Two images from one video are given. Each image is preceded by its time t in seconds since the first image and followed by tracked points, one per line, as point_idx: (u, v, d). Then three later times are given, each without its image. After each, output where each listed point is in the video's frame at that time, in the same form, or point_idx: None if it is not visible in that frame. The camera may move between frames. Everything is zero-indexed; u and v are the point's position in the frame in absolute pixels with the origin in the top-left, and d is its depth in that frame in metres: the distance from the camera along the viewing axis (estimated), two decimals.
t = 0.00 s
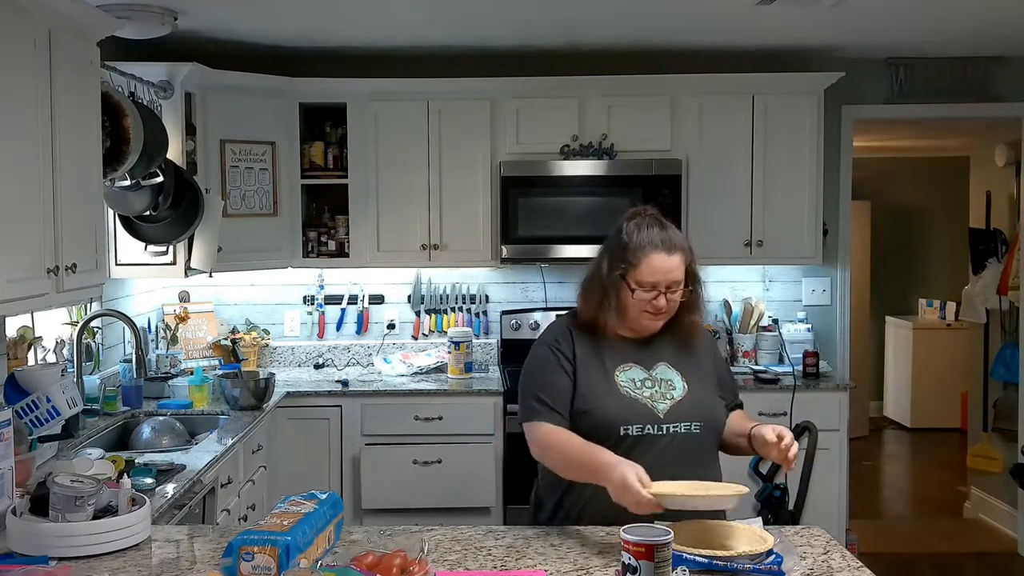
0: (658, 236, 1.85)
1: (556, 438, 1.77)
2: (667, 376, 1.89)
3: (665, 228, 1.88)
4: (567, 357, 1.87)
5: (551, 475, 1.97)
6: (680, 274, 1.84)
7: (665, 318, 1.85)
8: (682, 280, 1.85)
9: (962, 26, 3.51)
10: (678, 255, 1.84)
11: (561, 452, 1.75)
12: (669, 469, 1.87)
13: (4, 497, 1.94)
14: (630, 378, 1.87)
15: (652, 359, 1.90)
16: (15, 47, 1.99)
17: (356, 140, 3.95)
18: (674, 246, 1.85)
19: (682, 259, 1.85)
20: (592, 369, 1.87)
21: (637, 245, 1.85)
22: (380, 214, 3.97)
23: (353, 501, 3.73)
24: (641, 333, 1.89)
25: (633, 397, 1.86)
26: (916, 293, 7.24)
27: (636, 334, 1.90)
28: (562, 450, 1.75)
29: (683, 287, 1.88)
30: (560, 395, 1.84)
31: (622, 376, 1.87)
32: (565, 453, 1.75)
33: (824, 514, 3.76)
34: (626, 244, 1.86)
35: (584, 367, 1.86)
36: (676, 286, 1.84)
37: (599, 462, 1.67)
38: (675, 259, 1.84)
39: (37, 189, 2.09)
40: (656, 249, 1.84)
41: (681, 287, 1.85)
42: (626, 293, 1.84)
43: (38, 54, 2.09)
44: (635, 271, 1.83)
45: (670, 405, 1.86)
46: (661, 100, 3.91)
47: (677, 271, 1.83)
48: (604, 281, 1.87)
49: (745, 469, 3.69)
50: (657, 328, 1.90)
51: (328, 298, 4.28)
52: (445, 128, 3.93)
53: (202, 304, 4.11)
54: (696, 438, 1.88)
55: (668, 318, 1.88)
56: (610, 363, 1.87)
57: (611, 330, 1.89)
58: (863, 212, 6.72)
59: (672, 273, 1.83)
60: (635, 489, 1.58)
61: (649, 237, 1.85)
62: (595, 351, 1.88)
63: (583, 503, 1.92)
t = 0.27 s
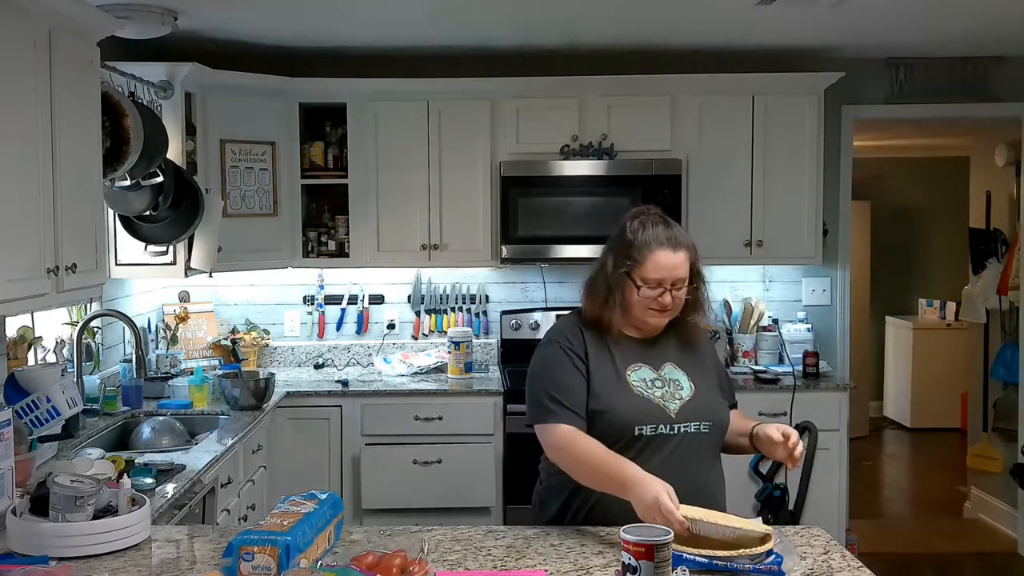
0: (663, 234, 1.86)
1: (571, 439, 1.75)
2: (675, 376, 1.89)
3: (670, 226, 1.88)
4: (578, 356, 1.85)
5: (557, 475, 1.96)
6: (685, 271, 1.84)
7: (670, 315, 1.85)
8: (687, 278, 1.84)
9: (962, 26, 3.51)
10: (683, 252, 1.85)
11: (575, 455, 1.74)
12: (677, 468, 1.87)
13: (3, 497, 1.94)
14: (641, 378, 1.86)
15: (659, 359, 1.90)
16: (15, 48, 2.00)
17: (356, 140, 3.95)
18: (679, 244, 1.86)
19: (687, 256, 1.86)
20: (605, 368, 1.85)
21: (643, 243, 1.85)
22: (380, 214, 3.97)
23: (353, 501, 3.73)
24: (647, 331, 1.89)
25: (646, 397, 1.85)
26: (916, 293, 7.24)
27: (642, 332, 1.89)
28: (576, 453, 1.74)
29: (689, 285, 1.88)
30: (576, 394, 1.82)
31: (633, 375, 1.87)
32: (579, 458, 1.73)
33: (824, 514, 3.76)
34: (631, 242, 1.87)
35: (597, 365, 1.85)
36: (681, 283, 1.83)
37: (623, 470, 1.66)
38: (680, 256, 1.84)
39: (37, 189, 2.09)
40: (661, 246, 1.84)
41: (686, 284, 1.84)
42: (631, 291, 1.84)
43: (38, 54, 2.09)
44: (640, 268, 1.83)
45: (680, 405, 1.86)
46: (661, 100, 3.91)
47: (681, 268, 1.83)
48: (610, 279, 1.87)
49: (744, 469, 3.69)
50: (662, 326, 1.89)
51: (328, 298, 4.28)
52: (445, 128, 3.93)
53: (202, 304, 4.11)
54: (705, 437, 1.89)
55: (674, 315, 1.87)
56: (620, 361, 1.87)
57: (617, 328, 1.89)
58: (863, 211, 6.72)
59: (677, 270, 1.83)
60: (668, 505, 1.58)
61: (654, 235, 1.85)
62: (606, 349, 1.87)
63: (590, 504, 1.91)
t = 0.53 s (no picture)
0: (665, 234, 1.86)
1: (573, 439, 1.75)
2: (678, 377, 1.89)
3: (671, 226, 1.88)
4: (581, 356, 1.85)
5: (558, 475, 1.96)
6: (687, 271, 1.84)
7: (671, 315, 1.86)
8: (688, 278, 1.85)
9: (962, 26, 3.51)
10: (684, 252, 1.85)
11: (576, 455, 1.74)
12: (680, 468, 1.87)
13: (3, 497, 1.94)
14: (643, 379, 1.86)
15: (661, 359, 1.90)
16: (15, 48, 2.00)
17: (356, 140, 3.95)
18: (680, 244, 1.86)
19: (688, 257, 1.86)
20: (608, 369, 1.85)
21: (644, 244, 1.85)
22: (380, 214, 3.97)
23: (353, 501, 3.73)
24: (648, 331, 1.89)
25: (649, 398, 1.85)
26: (916, 293, 7.24)
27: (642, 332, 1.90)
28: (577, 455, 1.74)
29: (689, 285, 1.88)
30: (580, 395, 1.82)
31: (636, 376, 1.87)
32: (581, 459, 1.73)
33: (824, 514, 3.76)
34: (632, 242, 1.87)
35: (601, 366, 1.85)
36: (682, 283, 1.84)
37: (625, 471, 1.66)
38: (682, 257, 1.84)
39: (37, 189, 2.09)
40: (663, 247, 1.84)
41: (687, 284, 1.85)
42: (633, 291, 1.84)
43: (38, 54, 2.09)
44: (642, 269, 1.83)
45: (683, 406, 1.86)
46: (661, 100, 3.91)
47: (683, 268, 1.83)
48: (611, 279, 1.87)
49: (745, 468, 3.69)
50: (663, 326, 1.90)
51: (327, 298, 4.28)
52: (445, 128, 3.93)
53: (202, 304, 4.11)
54: (707, 438, 1.89)
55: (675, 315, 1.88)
56: (623, 362, 1.87)
57: (618, 329, 1.89)
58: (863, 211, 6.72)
59: (679, 271, 1.83)
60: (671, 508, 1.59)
61: (656, 235, 1.85)
62: (609, 350, 1.87)
63: (592, 504, 1.91)
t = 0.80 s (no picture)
0: (665, 236, 1.85)
1: (558, 439, 1.77)
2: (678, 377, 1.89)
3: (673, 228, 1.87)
4: (579, 357, 1.85)
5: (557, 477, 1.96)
6: (687, 274, 1.84)
7: (671, 317, 1.86)
8: (688, 281, 1.85)
9: (962, 26, 3.51)
10: (685, 255, 1.84)
11: (561, 455, 1.75)
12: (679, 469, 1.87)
13: (3, 497, 1.94)
14: (642, 379, 1.87)
15: (660, 359, 1.90)
16: (15, 49, 1.99)
17: (356, 140, 3.95)
18: (681, 247, 1.85)
19: (689, 259, 1.85)
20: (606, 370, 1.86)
21: (644, 246, 1.85)
22: (380, 214, 3.97)
23: (353, 501, 3.73)
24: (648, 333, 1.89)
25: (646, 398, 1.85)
26: (916, 293, 7.24)
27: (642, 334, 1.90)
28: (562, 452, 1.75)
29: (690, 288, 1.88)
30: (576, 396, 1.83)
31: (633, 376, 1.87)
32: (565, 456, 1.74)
33: (824, 514, 3.76)
34: (633, 244, 1.86)
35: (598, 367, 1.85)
36: (682, 286, 1.84)
37: (600, 459, 1.67)
38: (682, 259, 1.84)
39: (37, 189, 2.09)
40: (663, 249, 1.84)
41: (688, 287, 1.85)
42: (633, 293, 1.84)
43: (38, 54, 2.09)
44: (642, 271, 1.83)
45: (682, 406, 1.86)
46: (661, 100, 3.91)
47: (683, 271, 1.83)
48: (612, 280, 1.87)
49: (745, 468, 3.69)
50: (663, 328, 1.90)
51: (327, 298, 4.28)
52: (445, 128, 3.93)
53: (202, 304, 4.11)
54: (706, 439, 1.88)
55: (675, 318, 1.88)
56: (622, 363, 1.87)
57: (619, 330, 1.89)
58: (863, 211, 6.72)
59: (679, 274, 1.83)
60: (632, 486, 1.58)
61: (657, 237, 1.85)
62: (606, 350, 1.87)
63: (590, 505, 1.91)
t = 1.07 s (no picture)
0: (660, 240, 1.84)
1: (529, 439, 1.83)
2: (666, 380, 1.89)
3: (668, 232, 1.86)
4: (563, 360, 1.89)
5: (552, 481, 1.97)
6: (683, 279, 1.82)
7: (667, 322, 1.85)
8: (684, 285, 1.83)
9: (962, 26, 3.51)
10: (680, 259, 1.83)
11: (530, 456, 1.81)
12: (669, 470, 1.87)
13: (3, 497, 1.94)
14: (628, 382, 1.88)
15: (651, 362, 1.90)
16: (15, 49, 1.99)
17: (356, 140, 3.95)
18: (676, 251, 1.84)
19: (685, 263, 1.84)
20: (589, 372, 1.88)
21: (638, 250, 1.85)
22: (380, 214, 3.97)
23: (353, 501, 3.73)
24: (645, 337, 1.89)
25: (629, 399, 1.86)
26: (916, 293, 7.24)
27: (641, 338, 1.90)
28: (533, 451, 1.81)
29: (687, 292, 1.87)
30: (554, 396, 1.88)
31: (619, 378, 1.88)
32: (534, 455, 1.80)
33: (824, 514, 3.76)
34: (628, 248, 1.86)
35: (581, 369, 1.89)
36: (678, 291, 1.83)
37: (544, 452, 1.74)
38: (677, 264, 1.83)
39: (37, 188, 2.09)
40: (657, 253, 1.83)
41: (684, 291, 1.83)
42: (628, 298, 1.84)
43: (38, 54, 2.09)
44: (637, 276, 1.83)
45: (669, 409, 1.86)
46: (661, 100, 3.91)
47: (679, 275, 1.82)
48: (607, 284, 1.87)
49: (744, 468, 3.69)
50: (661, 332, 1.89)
51: (328, 298, 4.28)
52: (445, 128, 3.93)
53: (202, 304, 4.11)
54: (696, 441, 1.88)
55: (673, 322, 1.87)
56: (608, 366, 1.89)
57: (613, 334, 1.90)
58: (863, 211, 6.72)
59: (674, 278, 1.82)
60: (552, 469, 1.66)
61: (650, 241, 1.85)
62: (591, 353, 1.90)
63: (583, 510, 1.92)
